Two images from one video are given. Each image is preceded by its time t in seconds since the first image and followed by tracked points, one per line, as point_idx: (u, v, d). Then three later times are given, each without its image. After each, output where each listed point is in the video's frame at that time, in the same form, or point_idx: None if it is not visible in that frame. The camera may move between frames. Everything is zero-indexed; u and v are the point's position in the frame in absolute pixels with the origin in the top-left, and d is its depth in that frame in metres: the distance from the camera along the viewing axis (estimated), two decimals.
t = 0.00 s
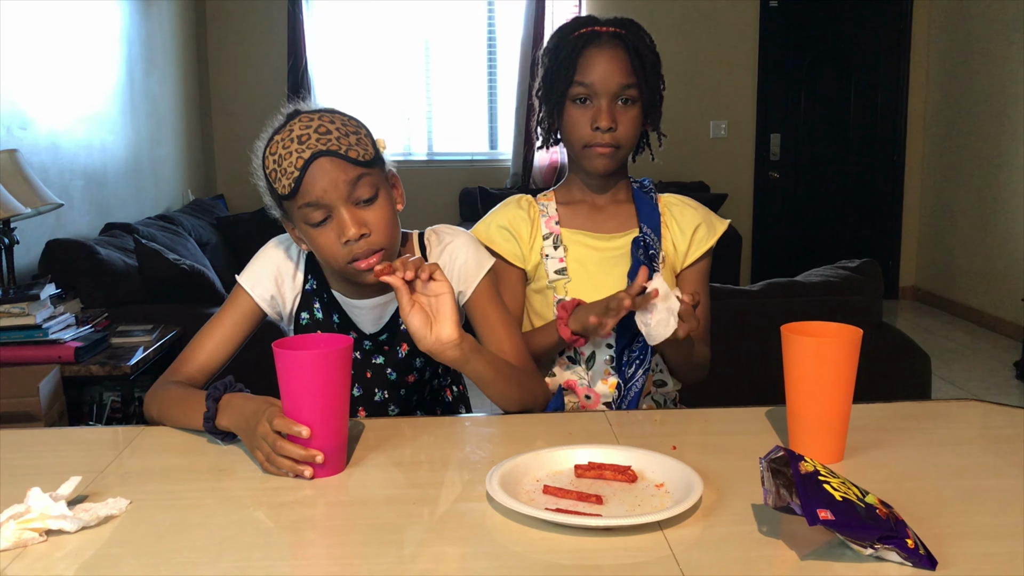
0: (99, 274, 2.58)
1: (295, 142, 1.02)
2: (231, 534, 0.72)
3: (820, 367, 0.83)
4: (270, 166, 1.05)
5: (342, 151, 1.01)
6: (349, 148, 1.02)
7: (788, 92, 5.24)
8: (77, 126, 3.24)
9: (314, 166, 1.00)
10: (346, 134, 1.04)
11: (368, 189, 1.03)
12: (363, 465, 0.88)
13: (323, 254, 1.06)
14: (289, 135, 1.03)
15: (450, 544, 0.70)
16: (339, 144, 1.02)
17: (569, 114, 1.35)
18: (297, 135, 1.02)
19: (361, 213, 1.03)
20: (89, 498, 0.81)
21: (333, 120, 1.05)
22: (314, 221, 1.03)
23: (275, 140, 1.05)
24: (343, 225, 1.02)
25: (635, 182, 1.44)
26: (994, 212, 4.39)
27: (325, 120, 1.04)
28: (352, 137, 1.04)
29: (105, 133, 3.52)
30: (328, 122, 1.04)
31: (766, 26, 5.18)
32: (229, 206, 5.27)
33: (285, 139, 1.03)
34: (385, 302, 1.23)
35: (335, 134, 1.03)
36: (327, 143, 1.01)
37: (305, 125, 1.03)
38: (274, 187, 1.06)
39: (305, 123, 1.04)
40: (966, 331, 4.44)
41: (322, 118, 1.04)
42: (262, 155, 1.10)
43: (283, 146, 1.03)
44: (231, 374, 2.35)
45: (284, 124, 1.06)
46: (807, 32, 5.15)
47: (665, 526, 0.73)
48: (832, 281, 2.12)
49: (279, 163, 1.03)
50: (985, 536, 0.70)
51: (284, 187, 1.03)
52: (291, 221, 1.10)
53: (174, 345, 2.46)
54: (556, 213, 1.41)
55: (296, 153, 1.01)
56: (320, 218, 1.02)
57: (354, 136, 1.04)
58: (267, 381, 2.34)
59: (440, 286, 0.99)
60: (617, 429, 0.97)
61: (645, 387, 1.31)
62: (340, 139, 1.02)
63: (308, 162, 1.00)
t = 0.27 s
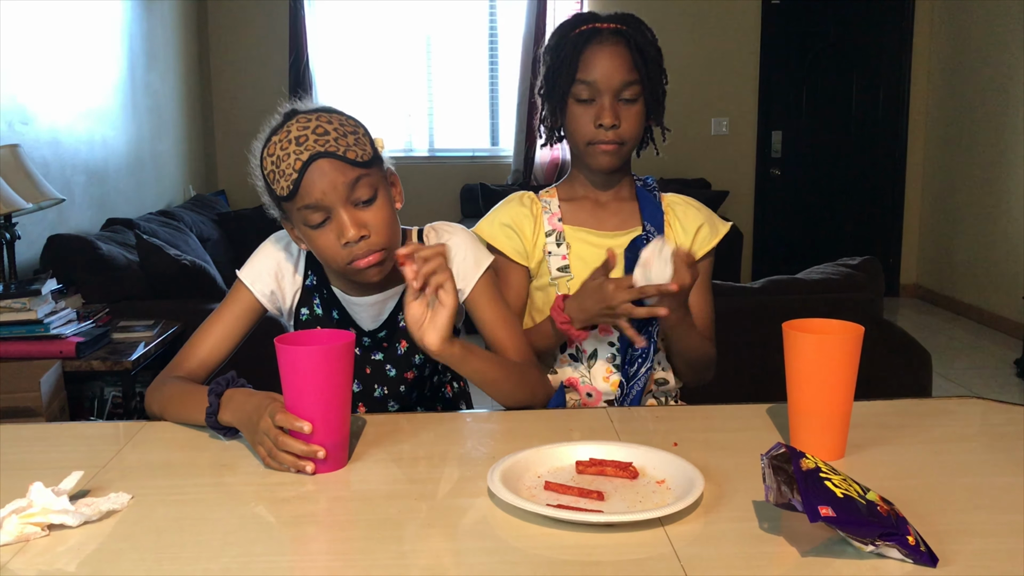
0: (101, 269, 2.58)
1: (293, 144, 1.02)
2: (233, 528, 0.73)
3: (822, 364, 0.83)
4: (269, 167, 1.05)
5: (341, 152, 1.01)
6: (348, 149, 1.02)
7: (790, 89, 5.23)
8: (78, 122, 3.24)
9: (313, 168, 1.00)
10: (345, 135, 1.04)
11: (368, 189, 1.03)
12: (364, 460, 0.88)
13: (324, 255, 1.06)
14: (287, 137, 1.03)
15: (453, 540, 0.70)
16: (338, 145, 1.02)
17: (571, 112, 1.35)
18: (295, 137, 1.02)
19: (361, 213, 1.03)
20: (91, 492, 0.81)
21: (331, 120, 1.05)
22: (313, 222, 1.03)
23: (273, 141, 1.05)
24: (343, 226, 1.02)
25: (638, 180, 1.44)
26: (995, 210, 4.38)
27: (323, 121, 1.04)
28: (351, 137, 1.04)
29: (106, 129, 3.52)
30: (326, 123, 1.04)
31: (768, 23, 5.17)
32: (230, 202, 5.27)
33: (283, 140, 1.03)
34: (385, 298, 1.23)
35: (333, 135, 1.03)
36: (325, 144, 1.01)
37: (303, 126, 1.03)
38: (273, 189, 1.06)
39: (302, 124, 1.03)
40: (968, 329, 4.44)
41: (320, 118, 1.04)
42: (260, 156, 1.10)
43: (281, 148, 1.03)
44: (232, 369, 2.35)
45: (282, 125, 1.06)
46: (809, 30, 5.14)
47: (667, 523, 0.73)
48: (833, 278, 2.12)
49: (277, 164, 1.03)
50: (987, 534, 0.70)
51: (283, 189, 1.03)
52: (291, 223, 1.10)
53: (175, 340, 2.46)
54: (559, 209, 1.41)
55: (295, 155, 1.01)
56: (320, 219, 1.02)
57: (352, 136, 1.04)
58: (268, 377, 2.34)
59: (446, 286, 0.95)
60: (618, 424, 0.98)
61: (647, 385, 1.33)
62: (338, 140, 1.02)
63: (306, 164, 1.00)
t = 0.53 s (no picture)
0: (103, 267, 2.59)
1: (298, 150, 1.02)
2: (235, 526, 0.73)
3: (824, 363, 0.83)
4: (273, 174, 1.05)
5: (346, 158, 1.01)
6: (353, 154, 1.02)
7: (792, 88, 5.22)
8: (80, 119, 3.24)
9: (319, 174, 1.00)
10: (349, 140, 1.03)
11: (373, 194, 1.03)
12: (366, 458, 0.88)
13: (330, 260, 1.06)
14: (291, 143, 1.03)
15: (455, 538, 0.70)
16: (343, 150, 1.02)
17: (576, 114, 1.34)
18: (299, 143, 1.02)
19: (367, 218, 1.03)
20: (93, 490, 0.81)
21: (334, 125, 1.04)
22: (320, 228, 1.03)
23: (277, 147, 1.05)
24: (350, 232, 1.02)
25: (640, 179, 1.45)
26: (997, 210, 4.38)
27: (327, 126, 1.04)
28: (355, 142, 1.04)
29: (108, 127, 3.52)
30: (329, 128, 1.04)
31: (770, 22, 5.16)
32: (232, 200, 5.27)
33: (287, 146, 1.03)
34: (389, 297, 1.24)
35: (338, 140, 1.02)
36: (330, 150, 1.01)
37: (306, 131, 1.03)
38: (278, 195, 1.06)
39: (306, 130, 1.03)
40: (968, 328, 4.44)
41: (323, 123, 1.04)
42: (263, 162, 1.10)
43: (285, 154, 1.03)
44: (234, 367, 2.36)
45: (285, 130, 1.05)
46: (811, 29, 5.13)
47: (668, 521, 0.73)
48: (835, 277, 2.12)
49: (282, 171, 1.03)
50: (988, 533, 0.70)
51: (288, 195, 1.03)
52: (296, 228, 1.10)
53: (177, 338, 2.47)
54: (562, 208, 1.40)
55: (300, 161, 1.01)
56: (326, 225, 1.02)
57: (356, 140, 1.04)
58: (270, 375, 2.34)
59: (457, 310, 0.96)
60: (619, 423, 0.98)
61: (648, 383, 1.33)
62: (342, 145, 1.02)
63: (312, 170, 1.00)
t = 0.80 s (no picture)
0: (104, 268, 2.59)
1: (306, 154, 1.02)
2: (236, 527, 0.73)
3: (825, 364, 0.83)
4: (280, 177, 1.05)
5: (354, 163, 1.01)
6: (360, 159, 1.02)
7: (793, 89, 5.23)
8: (81, 120, 3.24)
9: (326, 179, 1.00)
10: (357, 145, 1.03)
11: (381, 199, 1.03)
12: (367, 459, 0.88)
13: (336, 264, 1.06)
14: (299, 146, 1.03)
15: (456, 539, 0.70)
16: (351, 155, 1.02)
17: (576, 115, 1.34)
18: (307, 147, 1.02)
19: (374, 224, 1.03)
20: (95, 490, 0.81)
21: (342, 129, 1.04)
22: (326, 232, 1.03)
23: (284, 150, 1.05)
24: (356, 236, 1.02)
25: (640, 179, 1.45)
26: (998, 210, 4.38)
27: (335, 130, 1.04)
28: (363, 147, 1.04)
29: (110, 128, 3.53)
30: (337, 132, 1.04)
31: (770, 23, 5.17)
32: (234, 201, 5.27)
33: (294, 150, 1.03)
34: (391, 300, 1.22)
35: (346, 145, 1.02)
36: (338, 154, 1.01)
37: (314, 135, 1.03)
38: (284, 198, 1.06)
39: (314, 133, 1.03)
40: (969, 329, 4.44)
41: (331, 127, 1.04)
42: (270, 164, 1.10)
43: (292, 157, 1.03)
44: (235, 368, 2.36)
45: (292, 133, 1.05)
46: (812, 30, 5.14)
47: (669, 522, 0.73)
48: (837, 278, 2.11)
49: (289, 174, 1.03)
50: (990, 534, 0.70)
51: (295, 199, 1.03)
52: (301, 231, 1.10)
53: (178, 339, 2.47)
54: (563, 209, 1.41)
55: (308, 165, 1.01)
56: (333, 230, 1.02)
57: (364, 145, 1.04)
58: (271, 375, 2.34)
59: (440, 304, 0.96)
60: (620, 423, 0.98)
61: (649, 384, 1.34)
62: (350, 149, 1.02)
63: (320, 174, 1.00)
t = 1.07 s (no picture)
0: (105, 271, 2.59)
1: (310, 159, 1.02)
2: (237, 531, 0.73)
3: (824, 367, 0.83)
4: (284, 182, 1.05)
5: (358, 169, 1.01)
6: (365, 165, 1.02)
7: (793, 92, 5.23)
8: (82, 123, 3.25)
9: (331, 184, 1.00)
10: (362, 150, 1.03)
11: (385, 205, 1.03)
12: (368, 463, 0.88)
13: (339, 269, 1.06)
14: (304, 152, 1.03)
15: (457, 543, 0.70)
16: (356, 161, 1.02)
17: (576, 119, 1.35)
18: (312, 152, 1.02)
19: (377, 229, 1.03)
20: (97, 494, 0.81)
21: (347, 134, 1.04)
22: (330, 238, 1.03)
23: (289, 155, 1.05)
24: (359, 242, 1.02)
25: (641, 183, 1.45)
26: (998, 213, 4.38)
27: (340, 135, 1.04)
28: (368, 153, 1.04)
29: (111, 131, 3.53)
30: (342, 137, 1.03)
31: (771, 26, 5.17)
32: (235, 204, 5.28)
33: (299, 155, 1.03)
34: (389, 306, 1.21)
35: (351, 150, 1.02)
36: (343, 160, 1.01)
37: (319, 140, 1.03)
38: (288, 203, 1.06)
39: (320, 138, 1.03)
40: (969, 332, 4.44)
41: (337, 132, 1.04)
42: (273, 169, 1.10)
43: (297, 162, 1.03)
44: (236, 371, 2.36)
45: (297, 138, 1.05)
46: (812, 33, 5.14)
47: (670, 526, 0.73)
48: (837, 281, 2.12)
49: (294, 179, 1.03)
50: (991, 538, 0.70)
51: (299, 204, 1.03)
52: (304, 235, 1.10)
53: (179, 342, 2.47)
54: (564, 213, 1.41)
55: (312, 170, 1.01)
56: (336, 235, 1.02)
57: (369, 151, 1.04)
58: (272, 379, 2.34)
59: (429, 305, 0.97)
60: (621, 427, 0.98)
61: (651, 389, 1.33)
62: (355, 154, 1.02)
63: (324, 180, 1.00)
